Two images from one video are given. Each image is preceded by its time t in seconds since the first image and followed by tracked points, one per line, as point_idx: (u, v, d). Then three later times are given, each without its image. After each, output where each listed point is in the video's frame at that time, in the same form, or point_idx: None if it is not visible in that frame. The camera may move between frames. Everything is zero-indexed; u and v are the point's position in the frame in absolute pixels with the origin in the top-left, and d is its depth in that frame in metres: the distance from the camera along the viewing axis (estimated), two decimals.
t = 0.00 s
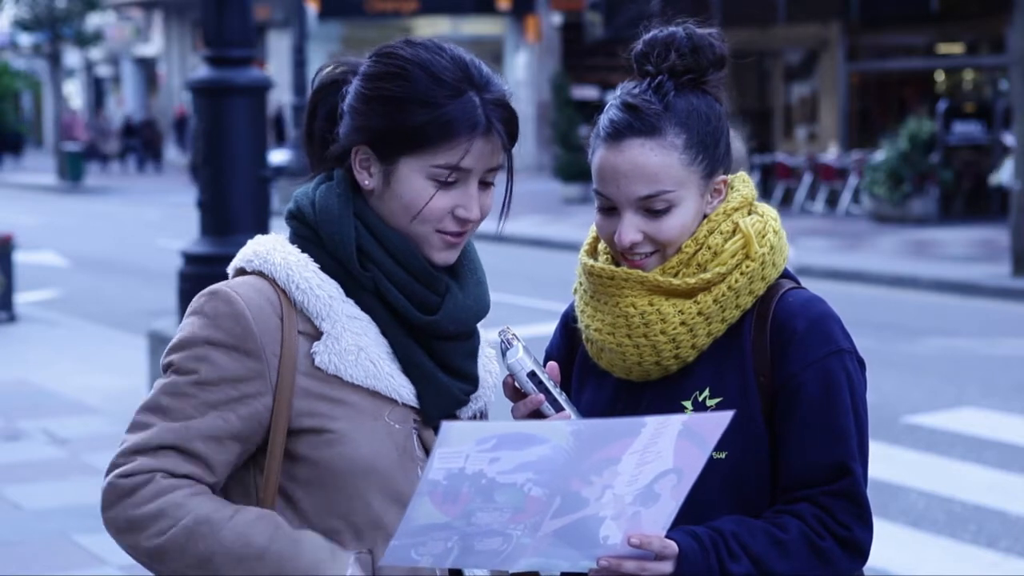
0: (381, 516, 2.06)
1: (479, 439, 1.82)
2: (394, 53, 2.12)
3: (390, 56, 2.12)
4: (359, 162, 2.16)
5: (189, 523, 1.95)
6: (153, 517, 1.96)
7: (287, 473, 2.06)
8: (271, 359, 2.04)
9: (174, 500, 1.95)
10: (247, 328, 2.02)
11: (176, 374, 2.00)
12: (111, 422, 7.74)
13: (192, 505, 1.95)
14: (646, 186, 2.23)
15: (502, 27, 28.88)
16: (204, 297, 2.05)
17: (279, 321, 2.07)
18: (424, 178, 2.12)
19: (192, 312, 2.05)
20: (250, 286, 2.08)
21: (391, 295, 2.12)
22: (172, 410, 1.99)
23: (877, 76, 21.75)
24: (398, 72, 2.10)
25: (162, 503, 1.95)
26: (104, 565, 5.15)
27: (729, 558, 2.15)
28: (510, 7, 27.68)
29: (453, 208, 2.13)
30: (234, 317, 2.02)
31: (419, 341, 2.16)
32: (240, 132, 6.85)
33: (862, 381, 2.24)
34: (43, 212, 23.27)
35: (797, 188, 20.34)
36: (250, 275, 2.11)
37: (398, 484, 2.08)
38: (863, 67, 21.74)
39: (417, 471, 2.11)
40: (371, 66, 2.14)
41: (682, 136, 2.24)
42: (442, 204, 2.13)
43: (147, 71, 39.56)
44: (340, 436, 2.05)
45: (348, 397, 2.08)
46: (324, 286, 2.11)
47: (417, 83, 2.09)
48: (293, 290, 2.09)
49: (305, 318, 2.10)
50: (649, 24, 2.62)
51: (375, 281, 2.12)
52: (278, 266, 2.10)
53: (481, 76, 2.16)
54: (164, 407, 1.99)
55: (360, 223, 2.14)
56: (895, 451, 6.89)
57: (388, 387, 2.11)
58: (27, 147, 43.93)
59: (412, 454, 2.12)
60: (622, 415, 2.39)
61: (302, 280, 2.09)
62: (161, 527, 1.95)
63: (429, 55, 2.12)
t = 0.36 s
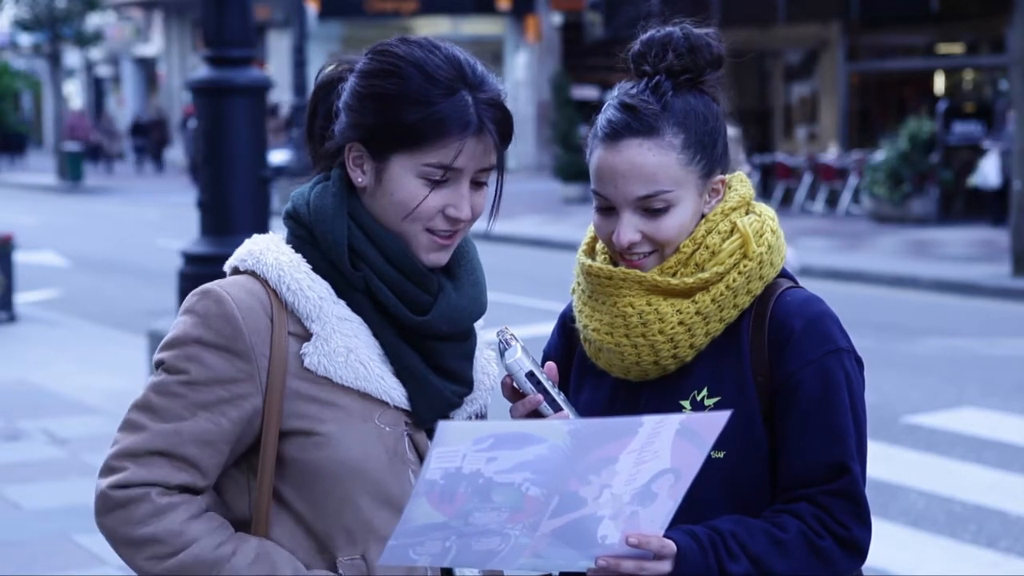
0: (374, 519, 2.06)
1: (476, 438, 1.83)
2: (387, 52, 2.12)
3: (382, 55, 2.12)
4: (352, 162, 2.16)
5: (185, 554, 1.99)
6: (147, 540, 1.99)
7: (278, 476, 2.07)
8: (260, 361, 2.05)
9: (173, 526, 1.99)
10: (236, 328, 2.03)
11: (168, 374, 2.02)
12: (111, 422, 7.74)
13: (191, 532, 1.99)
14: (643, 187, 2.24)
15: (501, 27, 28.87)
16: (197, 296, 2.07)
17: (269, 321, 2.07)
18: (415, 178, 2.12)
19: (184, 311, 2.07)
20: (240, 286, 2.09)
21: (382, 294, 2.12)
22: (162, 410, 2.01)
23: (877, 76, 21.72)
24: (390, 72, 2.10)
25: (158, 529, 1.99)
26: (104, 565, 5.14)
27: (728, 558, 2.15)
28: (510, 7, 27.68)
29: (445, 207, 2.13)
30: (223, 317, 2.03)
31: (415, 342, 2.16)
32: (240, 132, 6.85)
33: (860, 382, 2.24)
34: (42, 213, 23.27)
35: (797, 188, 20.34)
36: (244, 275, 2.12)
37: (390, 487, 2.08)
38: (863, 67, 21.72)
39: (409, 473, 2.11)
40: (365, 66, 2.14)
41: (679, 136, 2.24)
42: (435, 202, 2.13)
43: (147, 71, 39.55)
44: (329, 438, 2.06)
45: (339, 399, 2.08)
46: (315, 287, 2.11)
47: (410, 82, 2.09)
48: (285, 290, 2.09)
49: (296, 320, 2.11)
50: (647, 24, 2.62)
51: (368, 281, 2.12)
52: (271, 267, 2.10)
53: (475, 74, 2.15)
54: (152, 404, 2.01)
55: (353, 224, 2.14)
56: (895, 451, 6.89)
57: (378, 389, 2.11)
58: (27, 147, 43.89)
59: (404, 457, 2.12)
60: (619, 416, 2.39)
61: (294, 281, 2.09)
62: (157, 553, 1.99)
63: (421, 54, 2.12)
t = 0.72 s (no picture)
0: (374, 518, 2.07)
1: (476, 440, 1.84)
2: (382, 52, 2.13)
3: (376, 55, 2.13)
4: (346, 160, 2.16)
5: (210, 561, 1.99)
6: (170, 552, 1.99)
7: (279, 478, 2.07)
8: (258, 360, 2.05)
9: (195, 535, 1.99)
10: (234, 329, 2.03)
11: (168, 378, 2.03)
12: (111, 423, 7.74)
13: (213, 539, 2.00)
14: (643, 187, 2.24)
15: (501, 27, 28.86)
16: (192, 298, 2.07)
17: (264, 322, 2.07)
18: (411, 178, 2.12)
19: (180, 313, 2.07)
20: (235, 287, 2.09)
21: (379, 293, 2.12)
22: (166, 417, 2.01)
23: (877, 76, 21.69)
24: (384, 72, 2.10)
25: (181, 538, 1.99)
26: (103, 564, 5.15)
27: (728, 558, 2.15)
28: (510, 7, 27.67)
29: (442, 207, 2.13)
30: (220, 318, 2.04)
31: (411, 342, 2.16)
32: (240, 132, 6.86)
33: (860, 382, 2.24)
34: (42, 213, 23.29)
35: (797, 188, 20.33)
36: (237, 275, 2.12)
37: (389, 486, 2.09)
38: (863, 67, 21.69)
39: (408, 473, 2.12)
40: (362, 64, 2.14)
41: (680, 136, 2.24)
42: (433, 202, 2.13)
43: (147, 71, 39.58)
44: (326, 437, 2.06)
45: (336, 398, 2.09)
46: (311, 287, 2.12)
47: (406, 83, 2.10)
48: (280, 291, 2.10)
49: (291, 320, 2.11)
50: (647, 24, 2.62)
51: (363, 281, 2.13)
52: (265, 266, 2.10)
53: (471, 76, 2.16)
54: (154, 411, 2.02)
55: (349, 223, 2.14)
56: (895, 451, 6.89)
57: (375, 388, 2.11)
58: (27, 147, 43.90)
59: (401, 456, 2.12)
60: (618, 415, 2.40)
61: (288, 282, 2.10)
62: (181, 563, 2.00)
63: (415, 55, 2.12)
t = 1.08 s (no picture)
0: (371, 522, 2.07)
1: (474, 446, 1.82)
2: (384, 51, 2.13)
3: (378, 54, 2.12)
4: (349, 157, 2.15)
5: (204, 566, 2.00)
6: (162, 556, 2.00)
7: (275, 482, 2.07)
8: (257, 363, 2.04)
9: (190, 540, 1.99)
10: (232, 332, 2.03)
11: (165, 381, 2.03)
12: (111, 423, 7.74)
13: (208, 544, 2.00)
14: (644, 187, 2.23)
15: (502, 27, 28.87)
16: (190, 300, 2.07)
17: (263, 324, 2.07)
18: (410, 177, 2.12)
19: (179, 314, 2.07)
20: (234, 288, 2.09)
21: (377, 295, 2.12)
22: (162, 420, 2.01)
23: (877, 76, 21.66)
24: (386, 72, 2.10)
25: (175, 543, 1.99)
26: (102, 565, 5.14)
27: (728, 558, 2.15)
28: (510, 7, 27.67)
29: (442, 206, 2.13)
30: (218, 320, 2.03)
31: (409, 342, 2.15)
32: (240, 132, 6.85)
33: (861, 382, 2.23)
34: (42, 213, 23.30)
35: (797, 188, 20.33)
36: (236, 277, 2.12)
37: (387, 489, 2.09)
38: (863, 67, 21.67)
39: (405, 476, 2.12)
40: (362, 64, 2.14)
41: (679, 136, 2.24)
42: (432, 202, 2.12)
43: (147, 72, 39.59)
44: (324, 440, 2.06)
45: (333, 401, 2.08)
46: (310, 288, 2.11)
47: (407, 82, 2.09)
48: (278, 292, 2.09)
49: (290, 321, 2.11)
50: (647, 24, 2.62)
51: (363, 281, 2.12)
52: (264, 268, 2.10)
53: (472, 76, 2.15)
54: (151, 414, 2.02)
55: (348, 222, 2.14)
56: (895, 451, 6.89)
57: (373, 390, 2.11)
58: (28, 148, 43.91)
59: (399, 458, 2.12)
60: (618, 417, 2.39)
61: (287, 283, 2.09)
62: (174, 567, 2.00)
63: (418, 54, 2.12)
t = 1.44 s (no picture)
0: (372, 524, 2.07)
1: (475, 446, 1.82)
2: (388, 53, 2.13)
3: (381, 56, 2.12)
4: (352, 159, 2.16)
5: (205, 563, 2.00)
6: (164, 555, 2.00)
7: (276, 482, 2.07)
8: (261, 363, 2.04)
9: (190, 539, 1.99)
10: (236, 331, 2.03)
11: (168, 378, 2.02)
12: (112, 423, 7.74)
13: (209, 543, 2.00)
14: (643, 188, 2.23)
15: (502, 27, 28.88)
16: (194, 300, 2.07)
17: (266, 324, 2.07)
18: (412, 177, 2.11)
19: (182, 314, 2.07)
20: (238, 288, 2.08)
21: (379, 296, 2.12)
22: (165, 419, 2.01)
23: (877, 76, 21.65)
24: (388, 72, 2.10)
25: (176, 542, 1.99)
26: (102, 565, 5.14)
27: (728, 559, 2.15)
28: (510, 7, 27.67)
29: (442, 207, 2.12)
30: (222, 320, 2.03)
31: (411, 344, 2.15)
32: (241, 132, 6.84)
33: (862, 384, 2.23)
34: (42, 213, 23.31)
35: (798, 188, 20.31)
36: (240, 278, 2.12)
37: (388, 490, 2.08)
38: (863, 67, 21.67)
39: (406, 478, 2.11)
40: (364, 66, 2.13)
41: (680, 136, 2.23)
42: (432, 204, 2.12)
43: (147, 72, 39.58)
44: (326, 441, 2.05)
45: (335, 401, 2.08)
46: (311, 288, 2.11)
47: (408, 84, 2.09)
48: (282, 292, 2.09)
49: (293, 322, 2.10)
50: (648, 24, 2.61)
51: (365, 283, 2.12)
52: (267, 269, 2.10)
53: (474, 77, 2.15)
54: (154, 412, 2.02)
55: (351, 223, 2.14)
56: (895, 451, 6.89)
57: (376, 391, 2.10)
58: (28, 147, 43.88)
59: (401, 459, 2.12)
60: (619, 418, 2.39)
61: (290, 283, 2.09)
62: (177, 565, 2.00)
63: (421, 55, 2.12)
